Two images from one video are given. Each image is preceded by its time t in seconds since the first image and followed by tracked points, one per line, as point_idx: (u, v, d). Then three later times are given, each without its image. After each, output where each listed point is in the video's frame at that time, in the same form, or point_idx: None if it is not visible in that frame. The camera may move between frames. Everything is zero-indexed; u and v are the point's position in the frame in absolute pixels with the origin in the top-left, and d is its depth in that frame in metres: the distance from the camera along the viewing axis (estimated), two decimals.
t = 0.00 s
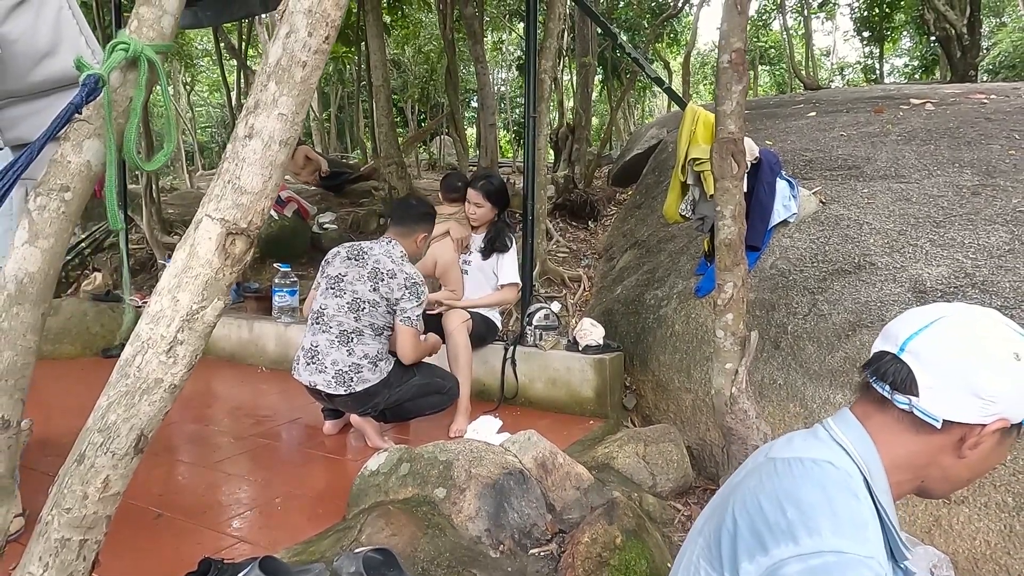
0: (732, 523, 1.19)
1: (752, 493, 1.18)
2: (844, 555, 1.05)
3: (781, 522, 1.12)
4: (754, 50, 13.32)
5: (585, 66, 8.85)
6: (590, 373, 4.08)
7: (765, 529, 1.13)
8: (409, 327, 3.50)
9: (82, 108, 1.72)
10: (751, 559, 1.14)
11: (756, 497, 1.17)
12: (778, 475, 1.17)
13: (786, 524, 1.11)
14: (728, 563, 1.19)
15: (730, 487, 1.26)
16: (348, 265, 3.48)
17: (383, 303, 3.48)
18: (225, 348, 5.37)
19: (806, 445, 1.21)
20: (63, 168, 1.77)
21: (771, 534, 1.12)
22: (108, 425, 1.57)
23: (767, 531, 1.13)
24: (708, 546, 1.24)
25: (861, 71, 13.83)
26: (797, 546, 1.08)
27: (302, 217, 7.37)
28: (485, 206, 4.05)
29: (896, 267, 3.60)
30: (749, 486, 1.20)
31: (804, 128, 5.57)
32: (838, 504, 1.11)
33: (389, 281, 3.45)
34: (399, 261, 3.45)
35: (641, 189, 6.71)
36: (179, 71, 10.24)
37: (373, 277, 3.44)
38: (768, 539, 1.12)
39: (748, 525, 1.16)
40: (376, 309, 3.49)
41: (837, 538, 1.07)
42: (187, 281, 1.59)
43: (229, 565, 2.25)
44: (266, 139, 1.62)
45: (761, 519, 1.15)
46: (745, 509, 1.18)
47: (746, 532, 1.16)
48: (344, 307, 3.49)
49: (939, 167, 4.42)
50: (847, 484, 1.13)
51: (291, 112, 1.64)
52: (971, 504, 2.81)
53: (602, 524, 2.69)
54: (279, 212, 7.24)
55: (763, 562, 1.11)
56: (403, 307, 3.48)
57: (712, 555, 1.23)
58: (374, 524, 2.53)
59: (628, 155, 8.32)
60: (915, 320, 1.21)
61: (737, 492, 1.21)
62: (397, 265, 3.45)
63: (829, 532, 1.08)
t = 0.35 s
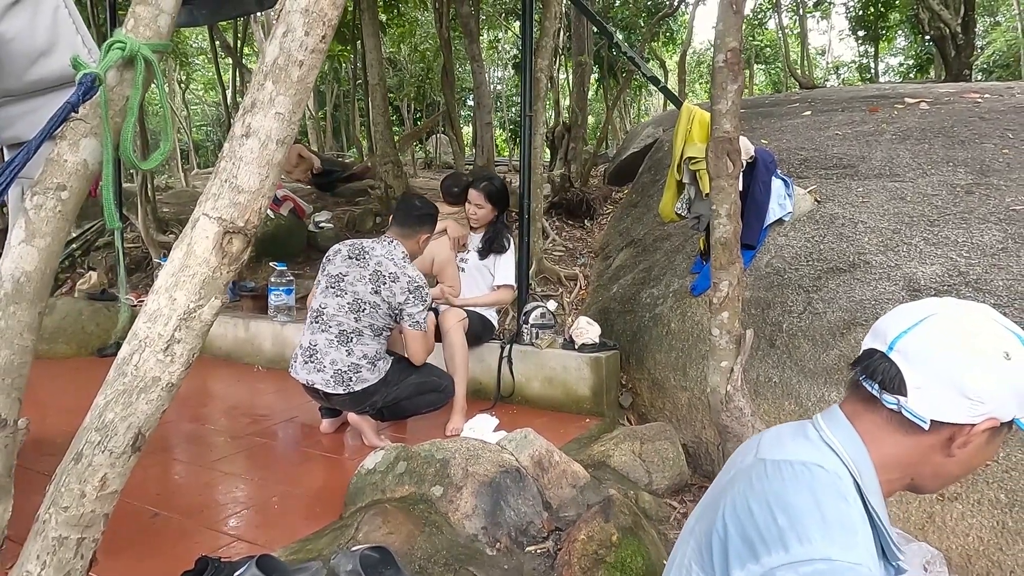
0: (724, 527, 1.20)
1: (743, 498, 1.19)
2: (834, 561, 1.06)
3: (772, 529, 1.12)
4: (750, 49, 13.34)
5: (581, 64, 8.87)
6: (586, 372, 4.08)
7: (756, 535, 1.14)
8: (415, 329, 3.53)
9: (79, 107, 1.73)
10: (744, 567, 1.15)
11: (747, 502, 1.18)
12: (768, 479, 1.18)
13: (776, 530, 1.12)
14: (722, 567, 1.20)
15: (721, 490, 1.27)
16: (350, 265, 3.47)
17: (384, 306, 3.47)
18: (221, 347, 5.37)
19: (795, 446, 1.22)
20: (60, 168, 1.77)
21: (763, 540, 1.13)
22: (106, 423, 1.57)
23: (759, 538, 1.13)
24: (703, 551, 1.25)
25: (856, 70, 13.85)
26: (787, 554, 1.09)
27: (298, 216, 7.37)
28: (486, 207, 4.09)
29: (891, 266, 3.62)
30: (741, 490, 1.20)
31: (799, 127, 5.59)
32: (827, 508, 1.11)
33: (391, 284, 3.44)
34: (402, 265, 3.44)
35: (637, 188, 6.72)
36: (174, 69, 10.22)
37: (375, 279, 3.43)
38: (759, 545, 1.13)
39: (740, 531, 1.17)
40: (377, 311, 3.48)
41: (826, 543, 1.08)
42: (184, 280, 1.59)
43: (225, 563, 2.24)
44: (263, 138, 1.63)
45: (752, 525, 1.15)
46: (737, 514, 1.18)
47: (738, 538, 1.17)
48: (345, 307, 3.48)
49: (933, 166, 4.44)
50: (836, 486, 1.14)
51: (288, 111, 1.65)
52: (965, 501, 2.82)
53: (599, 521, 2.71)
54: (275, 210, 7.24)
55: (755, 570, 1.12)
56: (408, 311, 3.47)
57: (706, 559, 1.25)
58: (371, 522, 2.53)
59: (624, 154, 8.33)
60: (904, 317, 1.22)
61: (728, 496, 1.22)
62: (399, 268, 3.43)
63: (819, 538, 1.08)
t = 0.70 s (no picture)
0: (717, 539, 1.19)
1: (736, 507, 1.18)
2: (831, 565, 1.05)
3: (767, 538, 1.12)
4: (745, 48, 13.37)
5: (576, 63, 8.87)
6: (582, 370, 4.09)
7: (751, 546, 1.13)
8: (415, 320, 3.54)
9: (73, 105, 1.73)
10: None
11: (740, 512, 1.17)
12: (759, 487, 1.17)
13: (771, 539, 1.11)
14: None
15: (710, 496, 1.26)
16: (342, 262, 3.49)
17: (380, 298, 3.49)
18: (216, 345, 5.36)
19: (782, 450, 1.22)
20: (54, 166, 1.76)
21: (757, 549, 1.12)
22: (101, 422, 1.57)
23: (753, 548, 1.13)
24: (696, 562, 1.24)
25: (851, 69, 13.88)
26: (784, 564, 1.08)
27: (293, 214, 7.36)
28: (492, 206, 4.10)
29: (885, 264, 3.63)
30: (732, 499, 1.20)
31: (794, 126, 5.60)
32: (819, 513, 1.11)
33: (385, 276, 3.46)
34: (394, 257, 3.46)
35: (633, 186, 6.73)
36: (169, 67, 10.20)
37: (369, 272, 3.45)
38: (754, 555, 1.12)
39: (734, 541, 1.16)
40: (373, 304, 3.49)
41: (822, 548, 1.07)
42: (179, 278, 1.59)
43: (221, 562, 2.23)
44: (258, 137, 1.63)
45: (746, 534, 1.15)
46: (730, 523, 1.18)
47: (732, 548, 1.16)
48: (340, 304, 3.48)
49: (927, 165, 4.45)
50: (826, 490, 1.14)
51: (283, 110, 1.64)
52: (958, 498, 2.84)
53: (594, 519, 2.71)
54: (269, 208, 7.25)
55: None
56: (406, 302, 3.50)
57: (700, 569, 1.24)
58: (367, 520, 2.54)
59: (619, 152, 8.34)
60: (881, 314, 1.21)
61: (719, 506, 1.21)
62: (391, 259, 3.46)
63: (815, 543, 1.08)
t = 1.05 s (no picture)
0: (690, 532, 1.19)
1: (699, 497, 1.17)
2: (792, 530, 1.04)
3: (730, 520, 1.11)
4: (738, 45, 13.39)
5: (570, 59, 8.87)
6: (574, 365, 4.09)
7: (718, 531, 1.13)
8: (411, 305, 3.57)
9: (58, 95, 1.73)
10: (717, 563, 1.13)
11: (703, 500, 1.16)
12: (717, 474, 1.17)
13: (735, 519, 1.10)
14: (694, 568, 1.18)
15: (678, 491, 1.25)
16: (329, 256, 3.51)
17: (371, 287, 3.51)
18: (208, 341, 5.35)
19: (736, 433, 1.21)
20: (39, 158, 1.76)
21: (724, 533, 1.11)
22: (86, 415, 1.56)
23: (721, 532, 1.12)
24: (676, 559, 1.23)
25: (843, 66, 13.92)
26: (751, 540, 1.07)
27: (285, 210, 7.34)
28: (484, 196, 4.06)
29: (875, 259, 3.63)
30: (695, 490, 1.19)
31: (786, 122, 5.61)
32: (774, 485, 1.10)
33: (373, 266, 3.48)
34: (379, 245, 3.50)
35: (625, 182, 6.73)
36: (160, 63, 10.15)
37: (356, 263, 3.47)
38: (724, 539, 1.11)
39: (703, 530, 1.15)
40: (363, 294, 3.50)
41: (782, 517, 1.06)
42: (165, 271, 1.58)
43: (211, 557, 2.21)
44: (245, 129, 1.62)
45: (712, 520, 1.14)
46: (698, 514, 1.17)
47: (703, 536, 1.15)
48: (331, 296, 3.49)
49: (917, 160, 4.46)
50: (778, 464, 1.13)
51: (270, 101, 1.64)
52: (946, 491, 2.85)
53: (585, 512, 2.71)
54: (262, 204, 7.23)
55: (728, 563, 1.10)
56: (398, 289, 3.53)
57: (678, 563, 1.23)
58: (358, 515, 2.54)
59: (612, 149, 8.35)
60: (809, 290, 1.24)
61: (686, 497, 1.21)
62: (377, 248, 3.49)
63: (775, 514, 1.07)
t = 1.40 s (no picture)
0: (664, 530, 1.20)
1: (671, 495, 1.19)
2: (756, 527, 1.05)
3: (699, 517, 1.12)
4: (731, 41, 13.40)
5: (563, 56, 8.86)
6: (566, 361, 4.10)
7: (687, 527, 1.14)
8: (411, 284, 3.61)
9: (44, 91, 1.73)
10: (689, 560, 1.14)
11: (674, 498, 1.18)
12: (686, 471, 1.18)
13: (702, 517, 1.11)
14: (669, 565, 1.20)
15: (654, 490, 1.26)
16: (318, 253, 3.50)
17: (361, 282, 3.51)
18: (199, 338, 5.33)
19: (707, 431, 1.22)
20: (26, 154, 1.76)
21: (693, 530, 1.12)
22: (75, 412, 1.56)
23: (690, 529, 1.13)
24: (652, 556, 1.24)
25: (836, 63, 13.95)
26: (717, 537, 1.08)
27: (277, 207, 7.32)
28: (467, 189, 4.05)
29: (865, 256, 3.64)
30: (668, 488, 1.20)
31: (778, 119, 5.62)
32: (741, 482, 1.11)
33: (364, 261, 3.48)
34: (368, 238, 3.48)
35: (619, 178, 6.73)
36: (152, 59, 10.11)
37: (346, 259, 3.46)
38: (692, 536, 1.13)
39: (675, 527, 1.17)
40: (354, 289, 3.51)
41: (747, 515, 1.07)
42: (153, 268, 1.58)
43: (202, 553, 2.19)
44: (233, 125, 1.62)
45: (682, 518, 1.15)
46: (670, 511, 1.18)
47: (675, 534, 1.17)
48: (322, 293, 3.50)
49: (908, 157, 4.48)
50: (745, 461, 1.14)
51: (258, 98, 1.63)
52: (934, 485, 2.87)
53: (576, 508, 2.72)
54: (254, 201, 7.20)
55: (698, 559, 1.11)
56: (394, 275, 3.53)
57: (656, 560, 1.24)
58: (350, 512, 2.54)
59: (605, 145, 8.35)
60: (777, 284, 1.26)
61: (660, 495, 1.22)
62: (366, 242, 3.48)
63: (741, 511, 1.08)
